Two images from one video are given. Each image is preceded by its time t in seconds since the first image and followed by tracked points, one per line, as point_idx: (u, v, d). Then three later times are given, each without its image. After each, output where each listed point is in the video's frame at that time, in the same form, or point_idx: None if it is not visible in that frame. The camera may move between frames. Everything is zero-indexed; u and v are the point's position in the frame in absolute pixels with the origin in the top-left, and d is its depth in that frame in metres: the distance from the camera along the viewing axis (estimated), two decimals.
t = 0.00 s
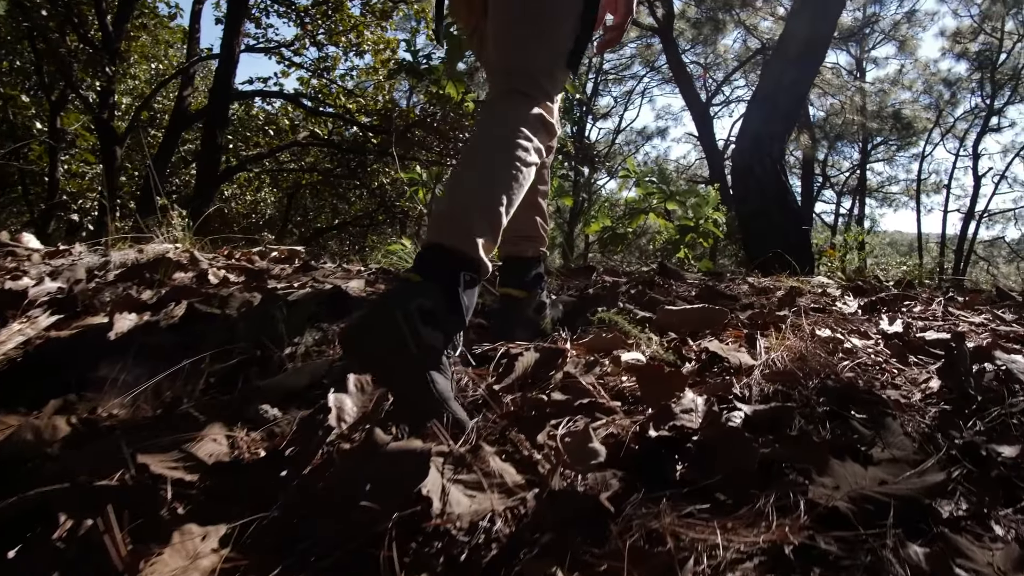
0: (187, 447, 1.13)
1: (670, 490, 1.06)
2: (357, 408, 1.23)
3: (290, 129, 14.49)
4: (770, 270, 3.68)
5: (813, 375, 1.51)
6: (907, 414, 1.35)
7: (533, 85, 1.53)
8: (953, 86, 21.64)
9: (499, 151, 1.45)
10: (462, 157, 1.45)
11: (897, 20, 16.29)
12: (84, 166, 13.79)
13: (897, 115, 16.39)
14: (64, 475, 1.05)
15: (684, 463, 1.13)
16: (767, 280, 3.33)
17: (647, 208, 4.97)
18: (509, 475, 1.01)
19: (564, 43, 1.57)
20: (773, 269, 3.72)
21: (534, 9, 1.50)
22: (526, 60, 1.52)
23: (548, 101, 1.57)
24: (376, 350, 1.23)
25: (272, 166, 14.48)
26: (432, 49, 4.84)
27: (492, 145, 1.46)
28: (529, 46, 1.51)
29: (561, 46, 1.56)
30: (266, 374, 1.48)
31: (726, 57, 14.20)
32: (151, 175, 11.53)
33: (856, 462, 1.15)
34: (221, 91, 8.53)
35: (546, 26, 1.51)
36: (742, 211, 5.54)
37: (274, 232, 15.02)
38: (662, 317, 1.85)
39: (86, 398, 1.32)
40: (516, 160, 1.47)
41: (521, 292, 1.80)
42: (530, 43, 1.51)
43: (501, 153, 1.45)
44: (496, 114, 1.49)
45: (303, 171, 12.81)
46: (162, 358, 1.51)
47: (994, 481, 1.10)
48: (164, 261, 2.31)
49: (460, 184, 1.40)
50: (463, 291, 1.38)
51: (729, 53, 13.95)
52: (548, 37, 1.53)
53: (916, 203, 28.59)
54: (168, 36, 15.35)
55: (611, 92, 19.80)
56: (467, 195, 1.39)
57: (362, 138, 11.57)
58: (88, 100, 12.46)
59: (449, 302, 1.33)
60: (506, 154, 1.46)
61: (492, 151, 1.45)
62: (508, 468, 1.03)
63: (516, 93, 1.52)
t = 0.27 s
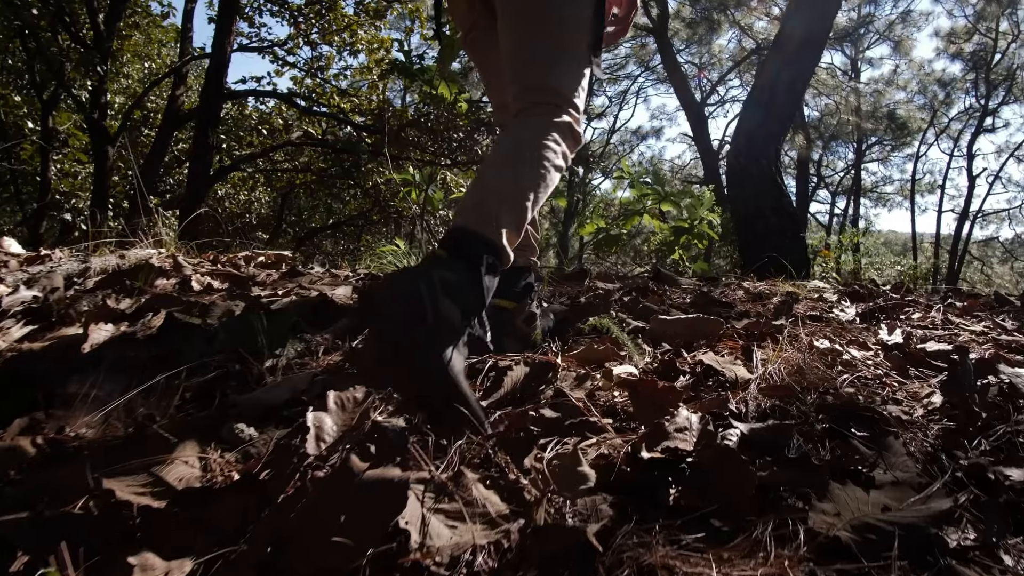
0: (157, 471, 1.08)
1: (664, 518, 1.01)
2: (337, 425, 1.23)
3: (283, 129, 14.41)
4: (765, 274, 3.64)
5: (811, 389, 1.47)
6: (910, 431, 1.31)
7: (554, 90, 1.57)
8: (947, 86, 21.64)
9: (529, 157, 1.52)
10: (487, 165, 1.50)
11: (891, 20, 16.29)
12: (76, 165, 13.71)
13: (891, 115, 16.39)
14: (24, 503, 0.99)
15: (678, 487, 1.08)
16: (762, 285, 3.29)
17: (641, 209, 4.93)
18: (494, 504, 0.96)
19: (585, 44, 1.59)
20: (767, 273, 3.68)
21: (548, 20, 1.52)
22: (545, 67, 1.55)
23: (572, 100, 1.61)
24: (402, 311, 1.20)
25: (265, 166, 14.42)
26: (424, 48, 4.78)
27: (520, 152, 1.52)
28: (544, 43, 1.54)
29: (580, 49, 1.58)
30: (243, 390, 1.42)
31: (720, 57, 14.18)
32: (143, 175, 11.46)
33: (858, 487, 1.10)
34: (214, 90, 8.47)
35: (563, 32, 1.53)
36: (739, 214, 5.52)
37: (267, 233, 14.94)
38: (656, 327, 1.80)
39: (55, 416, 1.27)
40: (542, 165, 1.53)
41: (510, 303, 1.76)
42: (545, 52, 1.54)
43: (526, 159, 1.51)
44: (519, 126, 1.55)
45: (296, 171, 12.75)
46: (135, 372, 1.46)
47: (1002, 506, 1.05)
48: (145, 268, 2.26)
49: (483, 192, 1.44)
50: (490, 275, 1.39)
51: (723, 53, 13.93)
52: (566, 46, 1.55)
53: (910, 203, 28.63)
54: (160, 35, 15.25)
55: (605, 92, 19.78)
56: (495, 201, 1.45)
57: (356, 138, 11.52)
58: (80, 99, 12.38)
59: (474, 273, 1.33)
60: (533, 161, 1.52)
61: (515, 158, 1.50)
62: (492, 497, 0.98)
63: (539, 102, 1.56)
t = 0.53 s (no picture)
0: (124, 498, 1.03)
1: (655, 551, 0.96)
2: (313, 447, 1.18)
3: (277, 129, 14.35)
4: (761, 279, 3.59)
5: (809, 406, 1.41)
6: (914, 452, 1.25)
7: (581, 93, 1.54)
8: (942, 87, 21.63)
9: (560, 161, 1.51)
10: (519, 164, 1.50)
11: (886, 20, 16.25)
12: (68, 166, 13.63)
13: (885, 115, 16.38)
14: None
15: (671, 514, 1.03)
16: (758, 290, 3.25)
17: (636, 210, 4.88)
18: (476, 539, 0.92)
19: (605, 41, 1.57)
20: (762, 278, 3.64)
21: (568, 22, 1.49)
22: (569, 73, 1.52)
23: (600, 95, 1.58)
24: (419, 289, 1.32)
25: (258, 166, 14.35)
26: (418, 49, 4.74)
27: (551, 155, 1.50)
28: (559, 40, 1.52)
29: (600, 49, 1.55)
30: (220, 406, 1.37)
31: (715, 57, 14.14)
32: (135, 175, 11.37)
33: (860, 514, 1.04)
34: (206, 90, 8.39)
35: (583, 35, 1.51)
36: (735, 217, 5.49)
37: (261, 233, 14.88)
38: (648, 338, 1.75)
39: (21, 436, 1.22)
40: (572, 168, 1.53)
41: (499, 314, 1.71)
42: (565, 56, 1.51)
43: (557, 166, 1.51)
44: (549, 130, 1.51)
45: (289, 171, 12.67)
46: (109, 388, 1.41)
47: (1009, 537, 1.00)
48: (127, 275, 2.20)
49: (503, 192, 1.44)
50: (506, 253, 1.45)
51: (718, 53, 13.89)
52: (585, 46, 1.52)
53: (905, 203, 28.63)
54: (153, 34, 15.17)
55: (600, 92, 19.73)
56: (522, 215, 1.46)
57: (349, 137, 11.46)
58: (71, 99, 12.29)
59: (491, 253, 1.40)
60: (566, 163, 1.52)
61: (542, 167, 1.49)
62: (473, 531, 0.93)
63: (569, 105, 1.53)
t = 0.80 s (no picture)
0: (89, 527, 0.98)
1: None
2: (291, 469, 1.13)
3: (270, 129, 14.29)
4: (756, 284, 3.55)
5: (807, 423, 1.37)
6: (917, 472, 1.21)
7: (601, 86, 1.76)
8: (936, 87, 21.61)
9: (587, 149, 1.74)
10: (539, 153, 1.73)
11: (881, 20, 16.22)
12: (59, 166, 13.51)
13: (880, 116, 16.35)
14: None
15: (664, 543, 0.99)
16: (752, 296, 3.20)
17: (631, 212, 4.82)
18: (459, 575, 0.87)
19: (617, 40, 1.75)
20: (757, 283, 3.60)
21: (570, 27, 1.71)
22: (581, 74, 1.74)
23: (627, 86, 1.80)
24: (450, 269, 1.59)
25: (250, 166, 14.25)
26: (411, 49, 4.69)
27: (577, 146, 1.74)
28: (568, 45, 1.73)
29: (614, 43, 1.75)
30: (195, 424, 1.32)
31: (709, 57, 14.08)
32: (126, 176, 11.26)
33: (863, 545, 1.00)
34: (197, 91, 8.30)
35: (590, 40, 1.72)
36: (729, 219, 5.44)
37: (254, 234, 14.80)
38: (641, 350, 1.70)
39: None
40: (586, 158, 1.75)
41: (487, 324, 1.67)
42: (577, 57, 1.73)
43: (572, 157, 1.73)
44: (570, 126, 1.74)
45: (281, 171, 12.57)
46: (82, 406, 1.36)
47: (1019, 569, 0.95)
48: (107, 282, 2.15)
49: (525, 178, 1.69)
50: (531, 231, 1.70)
51: (712, 53, 13.83)
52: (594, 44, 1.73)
53: (899, 203, 28.63)
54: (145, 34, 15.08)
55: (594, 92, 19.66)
56: (542, 197, 1.70)
57: (342, 138, 11.37)
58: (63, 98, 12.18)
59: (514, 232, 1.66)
60: (588, 154, 1.75)
61: (558, 157, 1.72)
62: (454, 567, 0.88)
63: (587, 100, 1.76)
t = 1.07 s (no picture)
0: (50, 563, 0.93)
1: None
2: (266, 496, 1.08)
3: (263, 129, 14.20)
4: (751, 289, 3.51)
5: (804, 442, 1.32)
6: (920, 497, 1.16)
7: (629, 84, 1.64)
8: (930, 88, 21.61)
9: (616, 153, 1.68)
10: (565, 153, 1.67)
11: (875, 21, 16.21)
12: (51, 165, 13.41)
13: (874, 116, 16.34)
14: None
15: None
16: (748, 302, 3.16)
17: (625, 214, 4.77)
18: None
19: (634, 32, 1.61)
20: (752, 288, 3.56)
21: (589, 29, 1.57)
22: (603, 74, 1.62)
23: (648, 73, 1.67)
24: (487, 277, 1.55)
25: (243, 166, 14.18)
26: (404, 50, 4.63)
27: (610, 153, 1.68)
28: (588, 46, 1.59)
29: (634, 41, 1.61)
30: (169, 445, 1.27)
31: (703, 58, 14.05)
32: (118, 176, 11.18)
33: None
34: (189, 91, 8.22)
35: (611, 40, 1.58)
36: (724, 222, 5.39)
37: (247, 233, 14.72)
38: (633, 362, 1.65)
39: None
40: (612, 155, 1.68)
41: (472, 337, 1.64)
42: (597, 58, 1.60)
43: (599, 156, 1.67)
44: (598, 122, 1.65)
45: (274, 171, 12.50)
46: (51, 427, 1.30)
47: None
48: (86, 291, 2.09)
49: (555, 178, 1.66)
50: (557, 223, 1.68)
51: (707, 53, 13.80)
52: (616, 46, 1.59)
53: (893, 203, 28.66)
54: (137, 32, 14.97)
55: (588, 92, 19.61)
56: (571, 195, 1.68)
57: (336, 137, 11.31)
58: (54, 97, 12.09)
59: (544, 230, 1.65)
60: (613, 152, 1.67)
61: (586, 157, 1.66)
62: None
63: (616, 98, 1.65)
